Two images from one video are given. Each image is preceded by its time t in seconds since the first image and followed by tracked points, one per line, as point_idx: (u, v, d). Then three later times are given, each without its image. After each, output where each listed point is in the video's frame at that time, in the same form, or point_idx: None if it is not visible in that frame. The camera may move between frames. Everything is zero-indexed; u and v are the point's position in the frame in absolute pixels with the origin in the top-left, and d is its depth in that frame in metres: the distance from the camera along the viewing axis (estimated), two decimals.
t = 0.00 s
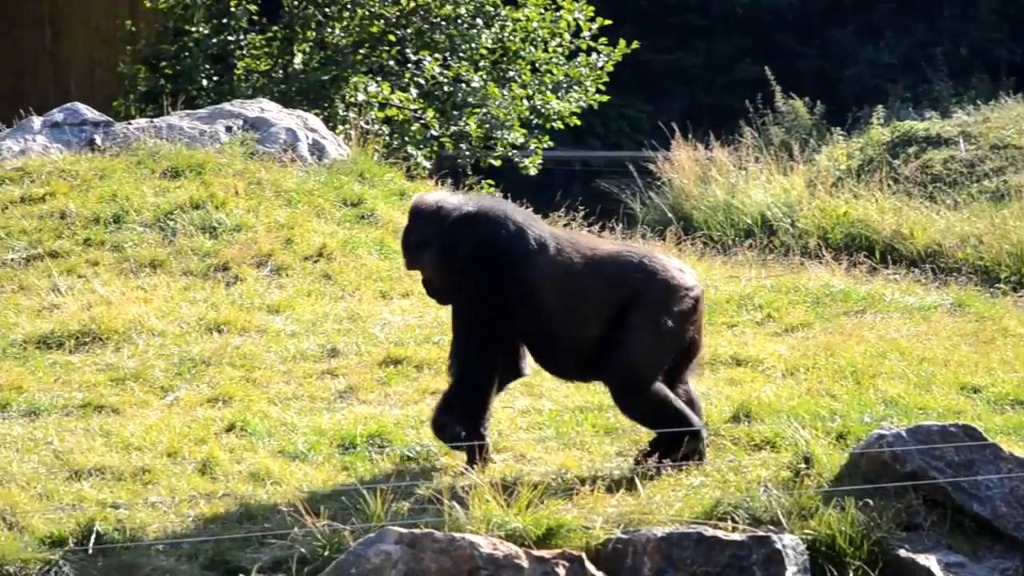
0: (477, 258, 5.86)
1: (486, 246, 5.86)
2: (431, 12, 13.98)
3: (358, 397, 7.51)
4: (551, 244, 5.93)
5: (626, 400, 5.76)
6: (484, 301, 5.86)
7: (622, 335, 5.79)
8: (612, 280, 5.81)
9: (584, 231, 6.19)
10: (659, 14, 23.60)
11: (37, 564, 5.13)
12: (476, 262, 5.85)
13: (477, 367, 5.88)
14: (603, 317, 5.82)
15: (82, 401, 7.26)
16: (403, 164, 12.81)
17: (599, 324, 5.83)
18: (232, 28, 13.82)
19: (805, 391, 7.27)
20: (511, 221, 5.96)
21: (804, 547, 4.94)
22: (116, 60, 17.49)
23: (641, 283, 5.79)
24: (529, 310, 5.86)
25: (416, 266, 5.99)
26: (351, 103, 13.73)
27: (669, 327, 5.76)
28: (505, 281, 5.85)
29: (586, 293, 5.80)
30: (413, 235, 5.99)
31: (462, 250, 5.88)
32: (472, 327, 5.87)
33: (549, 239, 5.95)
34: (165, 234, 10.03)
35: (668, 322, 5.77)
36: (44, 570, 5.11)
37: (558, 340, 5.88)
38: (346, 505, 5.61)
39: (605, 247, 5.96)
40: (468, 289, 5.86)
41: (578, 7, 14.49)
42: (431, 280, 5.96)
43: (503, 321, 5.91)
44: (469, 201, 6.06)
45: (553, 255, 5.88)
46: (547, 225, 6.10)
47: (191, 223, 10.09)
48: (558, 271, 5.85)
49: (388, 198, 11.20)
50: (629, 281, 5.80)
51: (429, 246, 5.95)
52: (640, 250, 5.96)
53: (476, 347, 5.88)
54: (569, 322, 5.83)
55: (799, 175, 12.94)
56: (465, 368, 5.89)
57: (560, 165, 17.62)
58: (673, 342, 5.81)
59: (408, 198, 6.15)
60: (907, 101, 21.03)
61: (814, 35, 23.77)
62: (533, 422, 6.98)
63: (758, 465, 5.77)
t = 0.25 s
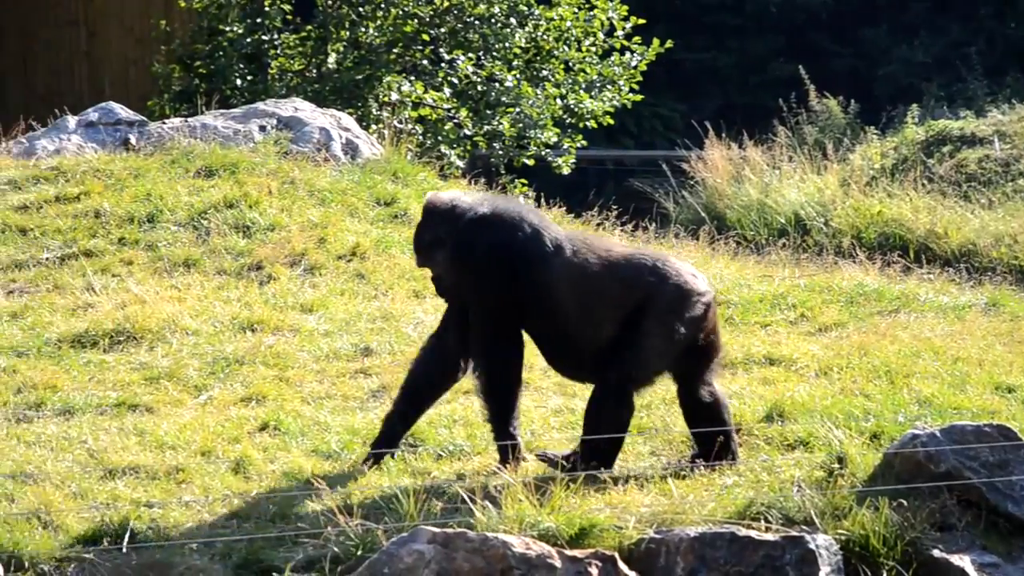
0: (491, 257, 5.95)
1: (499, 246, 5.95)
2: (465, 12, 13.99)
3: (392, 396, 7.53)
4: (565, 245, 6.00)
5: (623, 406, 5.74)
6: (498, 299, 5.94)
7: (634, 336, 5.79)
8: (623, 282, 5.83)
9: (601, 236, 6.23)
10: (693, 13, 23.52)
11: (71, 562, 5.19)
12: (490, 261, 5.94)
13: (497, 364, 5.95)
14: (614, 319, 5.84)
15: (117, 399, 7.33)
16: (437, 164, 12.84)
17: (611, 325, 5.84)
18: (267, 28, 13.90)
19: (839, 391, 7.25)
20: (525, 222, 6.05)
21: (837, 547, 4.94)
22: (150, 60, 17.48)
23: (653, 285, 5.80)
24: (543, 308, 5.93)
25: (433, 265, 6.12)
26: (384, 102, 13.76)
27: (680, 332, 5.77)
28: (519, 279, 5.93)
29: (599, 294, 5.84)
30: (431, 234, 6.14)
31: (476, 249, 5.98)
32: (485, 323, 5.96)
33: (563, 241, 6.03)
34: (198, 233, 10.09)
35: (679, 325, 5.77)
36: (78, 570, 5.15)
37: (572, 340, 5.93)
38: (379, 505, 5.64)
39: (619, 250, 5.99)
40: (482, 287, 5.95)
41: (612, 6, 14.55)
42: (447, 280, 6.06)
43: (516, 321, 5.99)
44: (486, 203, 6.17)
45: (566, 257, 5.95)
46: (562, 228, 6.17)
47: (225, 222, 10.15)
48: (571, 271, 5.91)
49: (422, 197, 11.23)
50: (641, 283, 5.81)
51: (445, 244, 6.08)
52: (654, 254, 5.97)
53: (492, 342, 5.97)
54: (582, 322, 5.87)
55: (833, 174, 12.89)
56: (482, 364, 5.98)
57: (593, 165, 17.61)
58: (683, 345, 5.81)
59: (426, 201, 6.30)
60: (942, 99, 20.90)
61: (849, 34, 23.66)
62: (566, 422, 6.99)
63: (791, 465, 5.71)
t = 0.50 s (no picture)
0: (480, 262, 5.93)
1: (490, 249, 5.95)
2: (492, 11, 13.96)
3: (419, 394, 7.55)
4: (554, 249, 6.01)
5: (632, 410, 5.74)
6: (489, 303, 5.91)
7: (628, 337, 5.81)
8: (616, 283, 5.85)
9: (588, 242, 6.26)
10: (721, 11, 23.43)
11: (98, 561, 5.19)
12: (481, 265, 5.93)
13: (504, 373, 5.88)
14: (606, 321, 5.84)
15: (145, 398, 7.37)
16: (464, 163, 12.86)
17: (604, 326, 5.85)
18: (295, 27, 13.91)
19: (866, 390, 7.22)
20: (513, 227, 6.05)
21: (866, 546, 4.93)
22: (178, 59, 17.68)
23: (645, 286, 5.83)
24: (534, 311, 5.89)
25: (422, 272, 6.11)
26: (412, 101, 13.78)
27: (673, 331, 5.79)
28: (509, 283, 5.90)
29: (591, 296, 5.85)
30: (421, 238, 6.14)
31: (465, 255, 5.98)
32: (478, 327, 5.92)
33: (552, 246, 6.03)
34: (226, 232, 10.14)
35: (670, 326, 5.79)
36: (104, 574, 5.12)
37: (563, 343, 5.91)
38: (407, 504, 5.66)
39: (608, 253, 6.02)
40: (472, 291, 5.93)
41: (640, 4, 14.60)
42: (436, 284, 6.06)
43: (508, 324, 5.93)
44: (473, 210, 6.18)
45: (556, 259, 5.95)
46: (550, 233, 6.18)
47: (253, 221, 10.20)
48: (561, 275, 5.91)
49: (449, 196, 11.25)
50: (632, 284, 5.84)
51: (434, 250, 6.09)
52: (643, 258, 6.01)
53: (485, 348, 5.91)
54: (574, 324, 5.86)
55: (861, 173, 12.84)
56: (480, 369, 5.92)
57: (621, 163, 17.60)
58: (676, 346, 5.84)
59: (413, 203, 6.31)
60: (971, 98, 20.79)
61: (878, 33, 23.55)
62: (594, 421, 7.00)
63: (819, 463, 5.70)
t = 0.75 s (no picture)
0: (472, 263, 5.91)
1: (481, 252, 5.92)
2: (520, 10, 13.99)
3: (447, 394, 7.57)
4: (546, 248, 5.99)
5: (642, 406, 5.73)
6: (482, 303, 5.88)
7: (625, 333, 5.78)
8: (609, 279, 5.82)
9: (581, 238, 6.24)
10: (748, 10, 23.36)
11: (126, 560, 5.20)
12: (473, 266, 5.91)
13: (498, 375, 5.87)
14: (601, 317, 5.82)
15: (173, 397, 7.42)
16: (491, 162, 12.87)
17: (599, 322, 5.82)
18: (321, 27, 13.95)
19: (894, 390, 7.20)
20: (504, 227, 6.04)
21: (893, 546, 4.92)
22: (206, 58, 17.81)
23: (640, 281, 5.80)
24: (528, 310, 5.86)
25: (416, 273, 6.17)
26: (439, 101, 13.80)
27: (670, 324, 5.76)
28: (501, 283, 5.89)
29: (585, 293, 5.82)
30: (411, 241, 6.20)
31: (456, 256, 5.96)
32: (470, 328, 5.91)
33: (544, 244, 6.01)
34: (253, 231, 10.18)
35: (667, 320, 5.76)
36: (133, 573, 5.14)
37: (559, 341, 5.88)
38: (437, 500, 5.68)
39: (599, 249, 5.99)
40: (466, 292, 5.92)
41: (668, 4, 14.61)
42: (429, 286, 6.09)
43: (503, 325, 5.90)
44: (463, 211, 6.17)
45: (548, 258, 5.92)
46: (542, 232, 6.16)
47: (280, 220, 10.24)
48: (555, 272, 5.88)
49: (476, 196, 11.27)
50: (627, 279, 5.81)
51: (426, 253, 6.11)
52: (636, 252, 5.99)
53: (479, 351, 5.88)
54: (570, 322, 5.83)
55: (889, 172, 12.78)
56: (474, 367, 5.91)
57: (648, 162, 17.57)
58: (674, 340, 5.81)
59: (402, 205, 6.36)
60: (999, 97, 20.68)
61: (906, 31, 23.44)
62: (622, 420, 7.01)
63: (846, 464, 5.70)
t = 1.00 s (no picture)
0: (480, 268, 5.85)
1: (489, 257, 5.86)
2: (547, 8, 13.96)
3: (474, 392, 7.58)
4: (554, 249, 5.95)
5: (659, 403, 5.84)
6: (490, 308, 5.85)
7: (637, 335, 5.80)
8: (620, 280, 5.80)
9: (586, 232, 6.20)
10: (777, 8, 23.29)
11: (155, 558, 5.17)
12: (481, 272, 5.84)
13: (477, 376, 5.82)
14: (612, 318, 5.82)
15: (201, 395, 7.46)
16: (519, 160, 12.85)
17: (611, 325, 5.82)
18: (349, 25, 13.95)
19: (922, 389, 7.17)
20: (511, 230, 5.97)
21: (922, 546, 4.92)
22: (234, 57, 17.95)
23: (649, 282, 5.78)
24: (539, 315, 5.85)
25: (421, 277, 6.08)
26: (466, 99, 13.81)
27: (681, 322, 5.78)
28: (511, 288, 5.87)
29: (596, 296, 5.81)
30: (414, 245, 6.07)
31: (463, 261, 5.89)
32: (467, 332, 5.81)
33: (552, 245, 5.97)
34: (281, 230, 10.22)
35: (678, 319, 5.78)
36: (162, 571, 5.11)
37: (571, 343, 5.89)
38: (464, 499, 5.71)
39: (608, 247, 5.96)
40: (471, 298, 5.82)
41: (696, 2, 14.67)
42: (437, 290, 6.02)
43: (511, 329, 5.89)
44: (468, 211, 6.08)
45: (558, 261, 5.89)
46: (548, 230, 6.11)
47: (308, 219, 10.28)
48: (564, 275, 5.86)
49: (503, 194, 11.29)
50: (636, 281, 5.79)
51: (433, 257, 6.01)
52: (644, 248, 5.95)
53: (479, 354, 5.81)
54: (582, 325, 5.84)
55: (917, 170, 12.71)
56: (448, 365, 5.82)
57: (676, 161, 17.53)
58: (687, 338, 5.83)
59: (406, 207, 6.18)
60: None
61: (935, 29, 23.31)
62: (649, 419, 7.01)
63: (874, 463, 5.69)
